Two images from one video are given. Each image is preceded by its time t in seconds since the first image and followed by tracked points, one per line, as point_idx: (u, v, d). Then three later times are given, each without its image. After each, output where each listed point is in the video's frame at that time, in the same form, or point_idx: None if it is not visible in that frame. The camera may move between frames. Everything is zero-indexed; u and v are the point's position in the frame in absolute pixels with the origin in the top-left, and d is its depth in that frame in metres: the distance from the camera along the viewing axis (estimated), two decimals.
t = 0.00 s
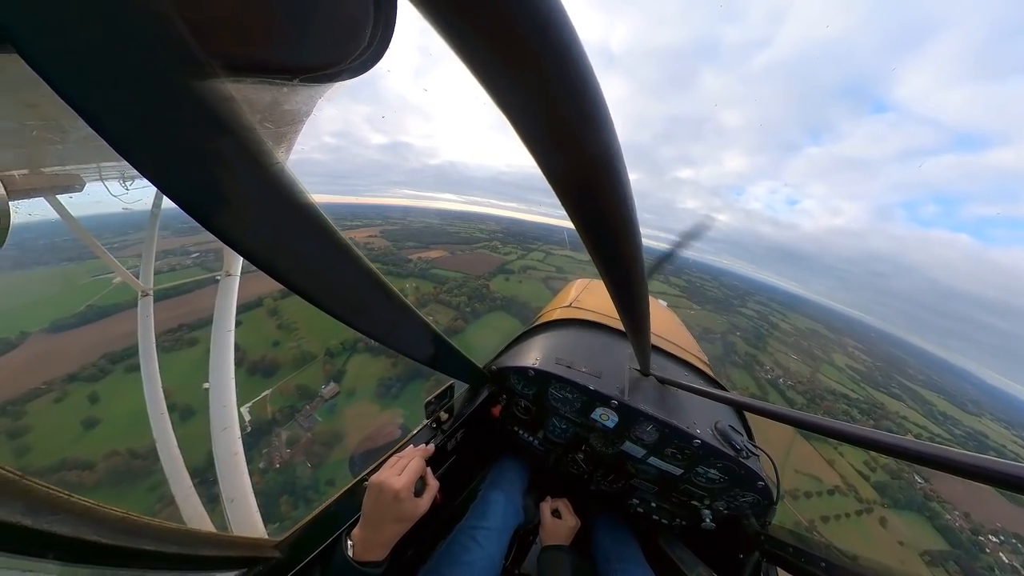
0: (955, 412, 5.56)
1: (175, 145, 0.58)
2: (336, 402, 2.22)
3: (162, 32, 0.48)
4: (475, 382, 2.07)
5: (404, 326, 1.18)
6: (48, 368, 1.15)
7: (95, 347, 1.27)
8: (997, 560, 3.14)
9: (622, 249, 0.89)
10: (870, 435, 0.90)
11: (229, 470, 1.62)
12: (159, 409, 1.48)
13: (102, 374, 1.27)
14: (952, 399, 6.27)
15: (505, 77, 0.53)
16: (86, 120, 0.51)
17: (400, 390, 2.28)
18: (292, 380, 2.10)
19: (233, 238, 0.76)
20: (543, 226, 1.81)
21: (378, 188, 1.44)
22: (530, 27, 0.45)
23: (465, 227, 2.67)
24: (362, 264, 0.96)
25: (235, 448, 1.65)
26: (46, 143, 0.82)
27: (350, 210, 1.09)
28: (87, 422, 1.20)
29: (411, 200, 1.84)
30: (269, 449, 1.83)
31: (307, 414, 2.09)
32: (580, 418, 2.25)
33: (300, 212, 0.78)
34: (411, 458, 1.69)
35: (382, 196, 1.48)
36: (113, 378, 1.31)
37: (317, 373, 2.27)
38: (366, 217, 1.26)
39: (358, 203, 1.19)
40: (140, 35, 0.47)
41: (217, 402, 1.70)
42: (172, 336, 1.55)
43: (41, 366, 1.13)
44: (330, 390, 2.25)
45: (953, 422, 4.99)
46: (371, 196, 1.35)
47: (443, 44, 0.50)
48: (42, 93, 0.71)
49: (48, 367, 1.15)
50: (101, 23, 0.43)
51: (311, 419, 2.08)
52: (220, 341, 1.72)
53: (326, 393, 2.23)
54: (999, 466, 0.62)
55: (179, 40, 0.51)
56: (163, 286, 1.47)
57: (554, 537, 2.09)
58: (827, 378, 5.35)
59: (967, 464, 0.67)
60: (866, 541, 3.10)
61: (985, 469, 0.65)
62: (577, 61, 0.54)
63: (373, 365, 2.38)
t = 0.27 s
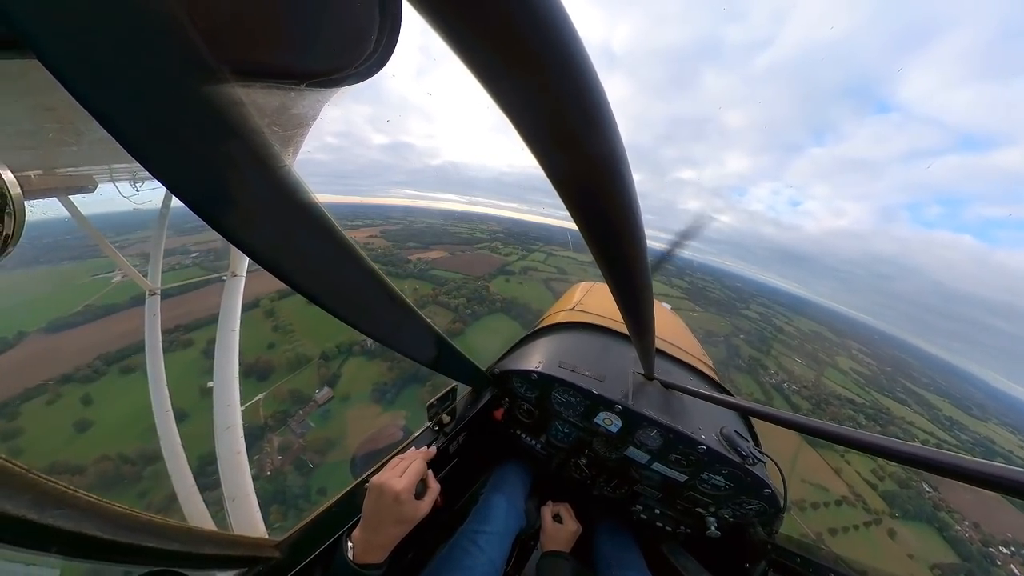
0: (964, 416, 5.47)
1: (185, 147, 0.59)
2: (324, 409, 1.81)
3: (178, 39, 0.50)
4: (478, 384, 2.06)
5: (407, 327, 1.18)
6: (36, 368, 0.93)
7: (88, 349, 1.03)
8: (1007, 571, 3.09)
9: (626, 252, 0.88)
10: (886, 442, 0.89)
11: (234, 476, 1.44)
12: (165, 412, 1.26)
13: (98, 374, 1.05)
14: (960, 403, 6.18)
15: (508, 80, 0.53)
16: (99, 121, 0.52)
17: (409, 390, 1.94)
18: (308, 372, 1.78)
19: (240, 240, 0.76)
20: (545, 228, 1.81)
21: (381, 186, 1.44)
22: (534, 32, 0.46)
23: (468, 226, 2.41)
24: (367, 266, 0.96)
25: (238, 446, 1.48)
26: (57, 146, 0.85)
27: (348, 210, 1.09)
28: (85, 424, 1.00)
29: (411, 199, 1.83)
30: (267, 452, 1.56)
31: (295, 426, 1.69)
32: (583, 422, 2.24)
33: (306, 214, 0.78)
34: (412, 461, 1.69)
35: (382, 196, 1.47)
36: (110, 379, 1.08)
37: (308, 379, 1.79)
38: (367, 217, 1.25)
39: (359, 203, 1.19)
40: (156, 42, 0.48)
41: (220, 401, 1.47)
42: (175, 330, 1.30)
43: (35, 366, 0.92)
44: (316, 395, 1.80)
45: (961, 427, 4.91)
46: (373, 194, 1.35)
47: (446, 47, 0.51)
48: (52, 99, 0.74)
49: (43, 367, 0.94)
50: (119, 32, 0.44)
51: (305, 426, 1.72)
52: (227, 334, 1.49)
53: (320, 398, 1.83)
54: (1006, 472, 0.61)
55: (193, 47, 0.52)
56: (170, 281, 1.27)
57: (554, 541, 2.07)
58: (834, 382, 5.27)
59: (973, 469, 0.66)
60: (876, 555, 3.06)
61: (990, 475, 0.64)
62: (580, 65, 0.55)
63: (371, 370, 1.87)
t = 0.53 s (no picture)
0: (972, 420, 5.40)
1: (187, 153, 0.59)
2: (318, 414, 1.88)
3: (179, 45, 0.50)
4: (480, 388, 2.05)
5: (409, 332, 1.18)
6: (37, 368, 1.02)
7: (87, 348, 1.11)
8: None
9: (628, 255, 0.88)
10: (905, 446, 0.86)
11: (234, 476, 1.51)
12: (166, 414, 1.34)
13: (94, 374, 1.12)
14: (967, 405, 6.10)
15: (507, 82, 0.53)
16: (100, 128, 0.52)
17: (403, 396, 2.02)
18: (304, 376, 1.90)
19: (243, 246, 0.76)
20: (546, 228, 1.80)
21: (380, 187, 1.44)
22: (533, 34, 0.46)
23: (468, 228, 2.53)
24: (368, 270, 0.96)
25: (239, 450, 1.53)
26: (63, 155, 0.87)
27: (350, 209, 1.09)
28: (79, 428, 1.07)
29: (413, 201, 1.84)
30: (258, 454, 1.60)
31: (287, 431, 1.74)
32: (586, 426, 2.23)
33: (308, 219, 0.78)
34: (414, 465, 1.68)
35: (384, 194, 1.48)
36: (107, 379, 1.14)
37: (303, 383, 1.91)
38: (367, 217, 1.25)
39: (359, 204, 1.19)
40: (159, 48, 0.48)
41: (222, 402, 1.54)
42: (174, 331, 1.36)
43: (34, 366, 1.01)
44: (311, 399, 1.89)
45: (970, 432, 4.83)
46: (373, 195, 1.35)
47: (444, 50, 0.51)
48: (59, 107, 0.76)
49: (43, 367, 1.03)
50: (122, 38, 0.45)
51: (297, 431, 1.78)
52: (228, 339, 1.59)
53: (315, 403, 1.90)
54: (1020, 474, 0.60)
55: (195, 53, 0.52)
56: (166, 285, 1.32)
57: (558, 547, 2.05)
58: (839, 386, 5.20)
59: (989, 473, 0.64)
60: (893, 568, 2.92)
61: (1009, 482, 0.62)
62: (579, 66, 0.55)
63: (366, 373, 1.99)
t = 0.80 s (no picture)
0: (976, 422, 5.35)
1: (187, 161, 0.60)
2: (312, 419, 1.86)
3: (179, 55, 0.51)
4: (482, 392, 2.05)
5: (410, 338, 1.18)
6: (31, 369, 0.98)
7: (83, 349, 1.06)
8: None
9: (629, 255, 0.88)
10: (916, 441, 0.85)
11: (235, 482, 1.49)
12: (169, 422, 1.33)
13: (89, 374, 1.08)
14: (970, 409, 6.06)
15: (502, 85, 0.53)
16: (101, 136, 0.52)
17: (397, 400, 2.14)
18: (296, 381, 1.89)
19: (245, 254, 0.76)
20: (546, 228, 1.81)
21: (379, 188, 1.45)
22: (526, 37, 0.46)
23: (471, 228, 2.55)
24: (369, 277, 0.97)
25: (241, 458, 1.54)
26: (66, 165, 0.88)
27: (353, 210, 1.12)
28: (72, 429, 1.00)
29: (414, 202, 1.84)
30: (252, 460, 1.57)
31: (279, 437, 1.70)
32: (590, 429, 2.22)
33: (308, 226, 0.79)
34: (418, 471, 1.67)
35: (386, 193, 1.49)
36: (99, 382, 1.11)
37: (297, 387, 1.90)
38: (367, 218, 1.27)
39: (360, 204, 1.20)
40: (159, 58, 0.49)
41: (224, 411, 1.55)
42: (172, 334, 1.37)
43: (28, 366, 0.97)
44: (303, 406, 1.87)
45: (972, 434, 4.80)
46: (372, 197, 1.35)
47: (439, 54, 0.51)
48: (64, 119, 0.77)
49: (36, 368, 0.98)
50: (124, 48, 0.46)
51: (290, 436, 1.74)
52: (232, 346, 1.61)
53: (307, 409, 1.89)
54: None
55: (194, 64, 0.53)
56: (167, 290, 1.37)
57: (563, 552, 2.03)
58: (842, 387, 5.16)
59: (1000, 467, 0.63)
60: None
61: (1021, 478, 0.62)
62: (574, 67, 0.55)
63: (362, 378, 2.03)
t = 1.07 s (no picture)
0: (980, 425, 5.30)
1: (188, 164, 0.60)
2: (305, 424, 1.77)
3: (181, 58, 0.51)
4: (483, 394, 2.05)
5: (411, 340, 1.18)
6: (27, 369, 1.03)
7: (77, 350, 1.12)
8: None
9: (630, 257, 0.87)
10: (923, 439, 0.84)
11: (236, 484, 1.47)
12: (171, 424, 1.34)
13: (84, 376, 1.12)
14: (974, 412, 5.99)
15: (502, 87, 0.53)
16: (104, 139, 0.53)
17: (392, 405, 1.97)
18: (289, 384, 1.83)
19: (247, 257, 0.76)
20: (546, 228, 1.81)
21: (378, 188, 1.45)
22: (524, 38, 0.46)
23: (468, 228, 2.70)
24: (370, 278, 0.97)
25: (243, 460, 1.54)
26: (75, 166, 0.88)
27: (354, 210, 1.14)
28: (65, 432, 1.02)
29: (414, 202, 1.85)
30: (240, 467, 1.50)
31: (272, 442, 1.64)
32: (592, 430, 2.21)
33: (310, 228, 0.79)
34: (419, 473, 1.67)
35: (385, 193, 1.49)
36: (92, 384, 1.14)
37: (291, 391, 1.85)
38: (367, 217, 1.28)
39: (360, 204, 1.21)
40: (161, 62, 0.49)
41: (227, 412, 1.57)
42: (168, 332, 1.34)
43: (23, 366, 1.02)
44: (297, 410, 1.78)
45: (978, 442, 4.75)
46: (371, 198, 1.36)
47: (438, 57, 0.52)
48: (72, 124, 0.78)
49: (32, 368, 1.03)
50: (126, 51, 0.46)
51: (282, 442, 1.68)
52: (233, 347, 1.67)
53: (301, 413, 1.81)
54: None
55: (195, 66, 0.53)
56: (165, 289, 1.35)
57: (565, 555, 2.02)
58: (847, 388, 5.12)
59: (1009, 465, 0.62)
60: None
61: None
62: (574, 69, 0.55)
63: (357, 381, 1.97)
